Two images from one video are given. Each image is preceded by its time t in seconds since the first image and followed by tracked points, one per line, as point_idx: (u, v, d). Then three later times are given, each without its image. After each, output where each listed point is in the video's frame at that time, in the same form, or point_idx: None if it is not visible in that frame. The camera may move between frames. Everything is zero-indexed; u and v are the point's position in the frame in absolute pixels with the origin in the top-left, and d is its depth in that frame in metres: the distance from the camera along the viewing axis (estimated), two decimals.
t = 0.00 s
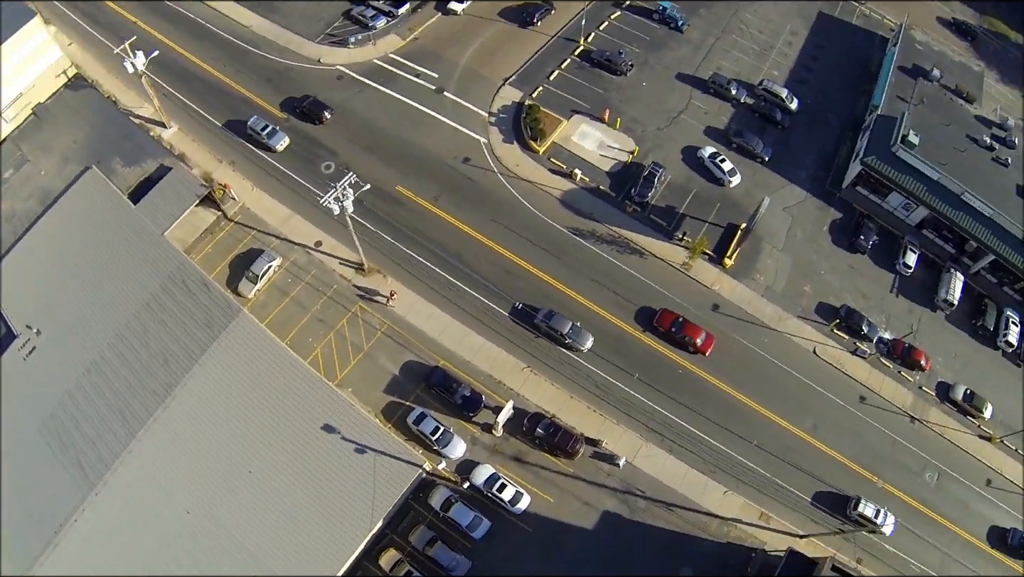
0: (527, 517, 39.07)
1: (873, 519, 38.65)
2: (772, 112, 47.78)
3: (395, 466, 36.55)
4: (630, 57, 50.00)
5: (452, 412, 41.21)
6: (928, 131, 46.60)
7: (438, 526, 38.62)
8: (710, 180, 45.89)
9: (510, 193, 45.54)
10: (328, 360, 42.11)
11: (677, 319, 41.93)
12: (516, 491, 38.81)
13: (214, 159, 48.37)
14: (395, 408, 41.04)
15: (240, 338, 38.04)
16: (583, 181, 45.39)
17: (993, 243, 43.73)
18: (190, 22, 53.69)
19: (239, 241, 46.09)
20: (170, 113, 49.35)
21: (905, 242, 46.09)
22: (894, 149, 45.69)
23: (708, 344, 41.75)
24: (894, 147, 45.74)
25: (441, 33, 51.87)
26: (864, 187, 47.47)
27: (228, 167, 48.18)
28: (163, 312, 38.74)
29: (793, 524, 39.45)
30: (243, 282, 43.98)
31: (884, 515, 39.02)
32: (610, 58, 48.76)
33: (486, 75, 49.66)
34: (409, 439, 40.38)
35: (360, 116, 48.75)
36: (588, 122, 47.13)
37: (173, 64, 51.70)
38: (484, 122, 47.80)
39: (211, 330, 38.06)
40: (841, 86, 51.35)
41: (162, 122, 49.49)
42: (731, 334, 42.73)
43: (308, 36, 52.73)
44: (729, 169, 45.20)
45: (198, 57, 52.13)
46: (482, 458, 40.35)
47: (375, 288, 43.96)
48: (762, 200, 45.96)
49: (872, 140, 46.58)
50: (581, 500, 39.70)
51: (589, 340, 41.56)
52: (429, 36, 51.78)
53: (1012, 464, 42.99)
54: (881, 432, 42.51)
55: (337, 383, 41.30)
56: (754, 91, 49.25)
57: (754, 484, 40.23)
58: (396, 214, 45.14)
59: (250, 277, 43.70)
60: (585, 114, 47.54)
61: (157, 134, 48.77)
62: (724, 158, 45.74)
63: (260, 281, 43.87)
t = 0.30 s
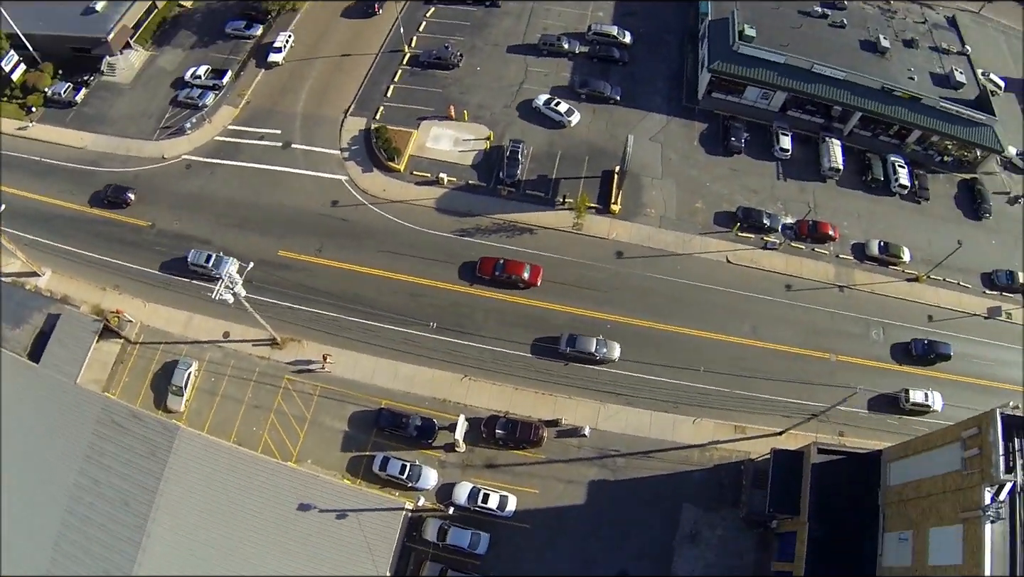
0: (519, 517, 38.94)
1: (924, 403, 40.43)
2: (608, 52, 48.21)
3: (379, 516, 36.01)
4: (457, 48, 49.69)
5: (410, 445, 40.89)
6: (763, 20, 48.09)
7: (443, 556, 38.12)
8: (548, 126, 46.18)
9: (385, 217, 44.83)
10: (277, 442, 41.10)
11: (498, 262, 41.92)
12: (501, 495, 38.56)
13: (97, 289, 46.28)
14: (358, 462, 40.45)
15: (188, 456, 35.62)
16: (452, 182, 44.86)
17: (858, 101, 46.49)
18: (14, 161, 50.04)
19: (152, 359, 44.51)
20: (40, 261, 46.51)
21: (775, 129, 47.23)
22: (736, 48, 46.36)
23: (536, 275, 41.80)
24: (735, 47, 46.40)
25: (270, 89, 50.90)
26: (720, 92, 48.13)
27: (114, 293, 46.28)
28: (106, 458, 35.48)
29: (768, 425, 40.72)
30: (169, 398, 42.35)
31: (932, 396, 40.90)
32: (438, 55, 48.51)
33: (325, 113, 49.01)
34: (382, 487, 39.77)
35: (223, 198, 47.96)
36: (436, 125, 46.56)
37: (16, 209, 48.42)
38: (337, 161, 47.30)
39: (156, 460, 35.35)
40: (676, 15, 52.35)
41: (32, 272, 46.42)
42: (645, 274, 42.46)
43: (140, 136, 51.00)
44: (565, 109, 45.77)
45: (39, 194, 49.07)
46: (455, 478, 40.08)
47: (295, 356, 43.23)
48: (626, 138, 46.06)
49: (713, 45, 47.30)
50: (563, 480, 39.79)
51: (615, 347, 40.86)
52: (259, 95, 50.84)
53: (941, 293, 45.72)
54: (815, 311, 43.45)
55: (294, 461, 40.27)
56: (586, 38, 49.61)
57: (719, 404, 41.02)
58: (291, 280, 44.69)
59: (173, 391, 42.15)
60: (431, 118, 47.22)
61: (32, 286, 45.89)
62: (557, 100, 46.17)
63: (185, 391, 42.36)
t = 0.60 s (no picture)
0: (514, 521, 37.80)
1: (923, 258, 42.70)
2: (442, 51, 49.35)
3: (383, 567, 35.67)
4: (297, 95, 50.20)
5: (386, 490, 39.09)
6: None
7: None
8: (381, 137, 47.51)
9: (283, 282, 44.41)
10: (259, 535, 38.91)
11: (317, 301, 42.61)
12: (491, 504, 37.38)
13: (33, 450, 42.18)
14: (344, 523, 38.80)
15: None
16: (335, 228, 45.05)
17: (696, 19, 47.72)
18: None
19: (114, 499, 40.82)
20: None
21: (625, 70, 48.50)
22: (564, 7, 46.67)
23: (355, 300, 42.26)
24: (562, 6, 46.76)
25: (132, 196, 49.66)
26: (562, 53, 49.25)
27: (53, 448, 42.27)
28: None
29: (715, 348, 41.10)
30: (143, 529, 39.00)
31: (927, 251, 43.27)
32: (281, 108, 48.65)
33: (194, 202, 48.52)
34: (375, 540, 38.19)
35: (123, 317, 45.47)
36: (303, 176, 46.68)
37: None
38: (220, 243, 46.73)
39: None
40: None
41: None
42: (548, 249, 43.22)
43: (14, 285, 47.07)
44: (397, 114, 47.10)
45: None
46: (438, 506, 38.58)
47: (245, 445, 41.01)
48: (486, 125, 47.21)
49: (542, 10, 47.73)
50: (542, 470, 38.86)
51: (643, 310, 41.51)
52: (124, 206, 49.38)
53: (833, 170, 46.95)
54: (720, 228, 44.19)
55: (285, 545, 38.47)
56: (418, 44, 50.71)
57: (662, 346, 41.19)
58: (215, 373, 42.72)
59: (144, 521, 38.81)
60: (297, 171, 47.29)
61: None
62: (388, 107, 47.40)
63: (156, 517, 39.04)
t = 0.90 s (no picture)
0: (502, 524, 37.79)
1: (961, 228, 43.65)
2: (410, 55, 49.05)
3: None
4: (266, 106, 49.88)
5: (374, 499, 39.06)
6: None
7: None
8: (330, 136, 47.93)
9: (262, 296, 44.07)
10: (251, 550, 38.85)
11: (213, 330, 42.92)
12: (478, 509, 37.36)
13: (22, 474, 41.97)
14: (334, 534, 38.75)
15: None
16: (310, 239, 44.86)
17: (662, 13, 47.59)
18: None
19: (105, 520, 40.71)
20: None
21: (595, 67, 48.34)
22: (529, 7, 46.41)
23: (251, 327, 42.76)
24: (528, 5, 46.49)
25: (107, 215, 49.22)
26: (531, 52, 49.06)
27: (42, 471, 42.07)
28: None
29: (695, 343, 41.19)
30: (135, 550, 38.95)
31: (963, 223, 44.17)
32: (252, 121, 48.36)
33: (170, 218, 48.22)
34: (365, 549, 38.06)
35: (105, 338, 45.13)
36: (276, 189, 46.44)
37: None
38: (198, 259, 46.47)
39: None
40: None
41: None
42: (525, 250, 43.15)
43: None
44: (347, 113, 47.38)
45: None
46: (426, 513, 38.44)
47: (231, 462, 40.84)
48: (456, 128, 47.06)
49: (508, 9, 47.44)
50: (528, 472, 38.91)
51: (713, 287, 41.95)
52: (100, 225, 48.96)
53: (807, 158, 46.94)
54: (696, 221, 44.14)
55: (277, 559, 38.48)
56: (386, 49, 50.42)
57: (642, 344, 41.24)
58: (198, 390, 42.52)
59: (136, 542, 38.78)
60: (269, 184, 47.03)
61: None
62: (339, 106, 47.72)
63: (148, 537, 39.05)
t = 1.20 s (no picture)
0: (493, 527, 37.98)
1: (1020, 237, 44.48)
2: (420, 55, 49.05)
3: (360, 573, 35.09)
4: (276, 100, 49.97)
5: (367, 497, 39.28)
6: None
7: None
8: (324, 119, 48.72)
9: (264, 290, 44.27)
10: (243, 542, 39.16)
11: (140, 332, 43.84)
12: (469, 511, 37.56)
13: (21, 458, 42.37)
14: (327, 529, 39.02)
15: None
16: (314, 235, 44.98)
17: (675, 21, 47.35)
18: None
19: (101, 506, 41.14)
20: None
21: (605, 73, 48.22)
22: (542, 10, 46.13)
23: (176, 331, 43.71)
24: (540, 8, 46.30)
25: (114, 203, 49.52)
26: (542, 55, 49.00)
27: (41, 455, 42.52)
28: None
29: (693, 355, 41.19)
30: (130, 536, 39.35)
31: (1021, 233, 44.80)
32: (261, 114, 48.48)
33: (176, 208, 48.46)
34: (356, 546, 38.36)
35: (108, 325, 45.51)
36: (283, 183, 46.58)
37: None
38: (202, 251, 46.69)
39: None
40: None
41: None
42: (527, 255, 43.16)
43: None
44: (342, 96, 48.06)
45: None
46: (418, 513, 38.66)
47: (228, 453, 41.15)
48: (464, 129, 47.05)
49: (520, 12, 47.35)
50: (520, 476, 39.06)
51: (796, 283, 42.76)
52: (107, 212, 49.28)
53: (814, 172, 46.75)
54: (700, 232, 44.07)
55: (269, 552, 38.76)
56: (397, 47, 50.43)
57: (640, 354, 41.26)
58: (197, 380, 42.82)
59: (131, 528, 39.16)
60: (276, 178, 47.15)
61: None
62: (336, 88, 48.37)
63: (143, 524, 39.44)
